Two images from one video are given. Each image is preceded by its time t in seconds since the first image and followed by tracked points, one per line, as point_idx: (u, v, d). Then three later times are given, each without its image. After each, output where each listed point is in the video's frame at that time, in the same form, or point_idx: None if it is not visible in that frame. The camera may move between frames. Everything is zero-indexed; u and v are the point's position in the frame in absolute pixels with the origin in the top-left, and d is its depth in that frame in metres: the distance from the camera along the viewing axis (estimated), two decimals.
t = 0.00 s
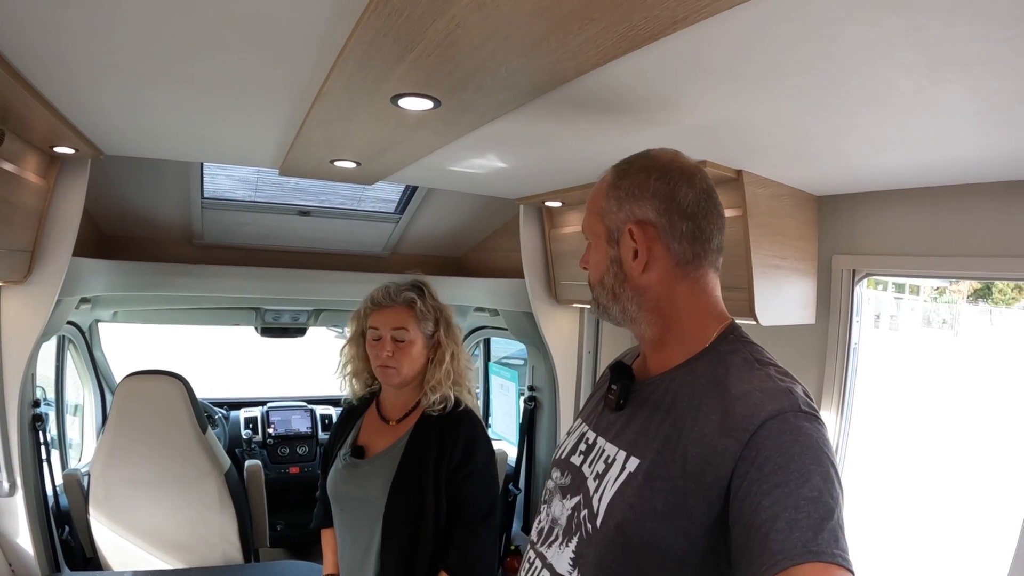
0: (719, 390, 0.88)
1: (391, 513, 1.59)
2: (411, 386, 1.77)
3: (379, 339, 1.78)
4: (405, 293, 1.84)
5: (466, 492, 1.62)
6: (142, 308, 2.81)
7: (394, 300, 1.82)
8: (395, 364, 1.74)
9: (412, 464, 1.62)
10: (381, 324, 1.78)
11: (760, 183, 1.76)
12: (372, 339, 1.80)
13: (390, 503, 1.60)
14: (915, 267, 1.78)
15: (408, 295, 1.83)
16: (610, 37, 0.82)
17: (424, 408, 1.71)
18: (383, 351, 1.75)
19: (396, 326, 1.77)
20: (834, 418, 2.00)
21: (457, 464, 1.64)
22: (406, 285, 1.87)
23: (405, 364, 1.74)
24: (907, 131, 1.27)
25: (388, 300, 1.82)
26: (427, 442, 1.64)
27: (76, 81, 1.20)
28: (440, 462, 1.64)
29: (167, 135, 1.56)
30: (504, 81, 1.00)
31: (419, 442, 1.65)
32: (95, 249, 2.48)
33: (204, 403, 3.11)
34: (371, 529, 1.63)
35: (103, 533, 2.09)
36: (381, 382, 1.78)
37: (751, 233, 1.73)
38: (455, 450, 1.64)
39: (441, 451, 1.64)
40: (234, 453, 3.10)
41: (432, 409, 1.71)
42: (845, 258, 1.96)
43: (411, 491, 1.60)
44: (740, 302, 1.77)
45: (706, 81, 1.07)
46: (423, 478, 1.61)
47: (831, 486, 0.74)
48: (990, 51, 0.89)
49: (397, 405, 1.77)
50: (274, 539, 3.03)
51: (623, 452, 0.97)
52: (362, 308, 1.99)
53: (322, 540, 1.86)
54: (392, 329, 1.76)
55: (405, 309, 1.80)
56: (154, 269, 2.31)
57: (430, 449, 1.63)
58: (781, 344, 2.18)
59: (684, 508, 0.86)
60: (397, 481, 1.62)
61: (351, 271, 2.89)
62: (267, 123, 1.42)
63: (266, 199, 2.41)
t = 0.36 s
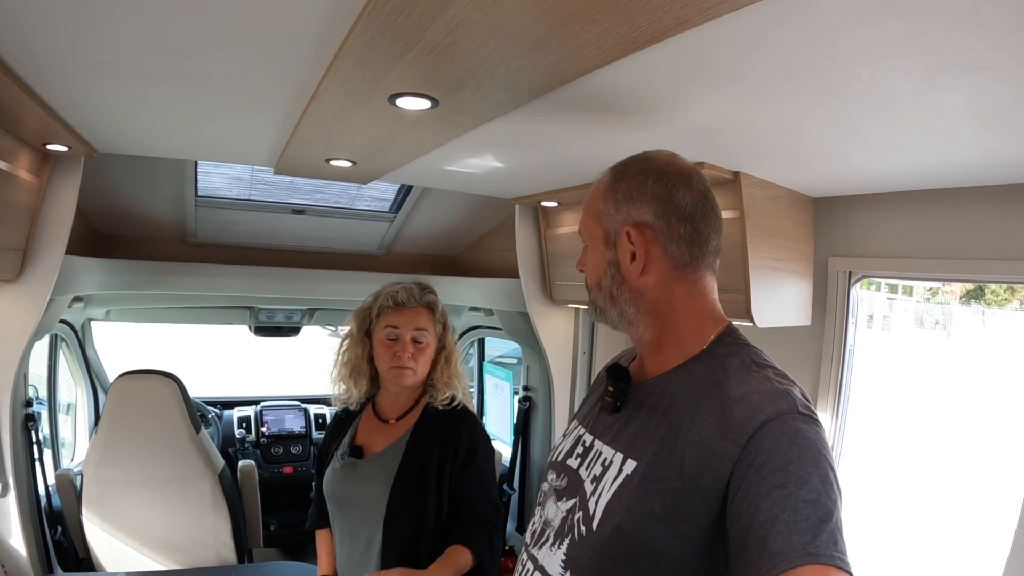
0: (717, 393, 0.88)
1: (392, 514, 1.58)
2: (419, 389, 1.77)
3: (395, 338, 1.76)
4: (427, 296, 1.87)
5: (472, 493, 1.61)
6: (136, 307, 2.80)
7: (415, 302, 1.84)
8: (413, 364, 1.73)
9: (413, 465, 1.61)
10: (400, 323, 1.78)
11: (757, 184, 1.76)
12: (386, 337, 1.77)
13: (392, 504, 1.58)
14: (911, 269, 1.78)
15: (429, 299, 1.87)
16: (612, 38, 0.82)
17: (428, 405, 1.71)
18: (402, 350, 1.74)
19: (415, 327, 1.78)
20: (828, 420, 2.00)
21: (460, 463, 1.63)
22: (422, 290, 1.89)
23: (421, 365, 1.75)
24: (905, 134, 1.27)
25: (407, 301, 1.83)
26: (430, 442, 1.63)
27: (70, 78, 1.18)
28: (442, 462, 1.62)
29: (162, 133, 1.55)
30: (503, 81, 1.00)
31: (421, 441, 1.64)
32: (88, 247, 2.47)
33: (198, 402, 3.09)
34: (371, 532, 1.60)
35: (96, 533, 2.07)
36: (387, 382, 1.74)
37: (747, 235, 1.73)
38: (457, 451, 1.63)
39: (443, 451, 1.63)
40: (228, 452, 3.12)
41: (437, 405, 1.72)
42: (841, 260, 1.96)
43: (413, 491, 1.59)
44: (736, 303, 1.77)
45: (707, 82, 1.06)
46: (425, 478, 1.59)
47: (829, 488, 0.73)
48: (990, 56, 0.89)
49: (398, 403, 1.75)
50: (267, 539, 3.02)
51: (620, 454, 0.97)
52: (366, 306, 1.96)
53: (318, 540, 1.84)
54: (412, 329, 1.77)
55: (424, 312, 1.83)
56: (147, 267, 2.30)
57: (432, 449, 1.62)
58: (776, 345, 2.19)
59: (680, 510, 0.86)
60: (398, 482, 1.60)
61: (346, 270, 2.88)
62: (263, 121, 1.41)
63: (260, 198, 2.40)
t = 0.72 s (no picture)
0: (718, 391, 0.88)
1: (401, 512, 1.56)
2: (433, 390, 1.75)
3: (414, 340, 1.73)
4: (445, 298, 1.84)
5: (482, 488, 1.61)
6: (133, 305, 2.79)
7: (435, 304, 1.81)
8: (431, 368, 1.70)
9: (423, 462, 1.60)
10: (419, 325, 1.75)
11: (756, 184, 1.76)
12: (403, 338, 1.74)
13: (400, 502, 1.57)
14: (909, 269, 1.79)
15: (448, 301, 1.83)
16: (615, 35, 0.82)
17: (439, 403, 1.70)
18: (421, 353, 1.70)
19: (433, 330, 1.76)
20: (828, 419, 2.00)
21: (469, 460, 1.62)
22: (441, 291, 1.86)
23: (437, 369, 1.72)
24: (905, 134, 1.27)
25: (427, 303, 1.79)
26: (439, 439, 1.62)
27: (68, 74, 1.18)
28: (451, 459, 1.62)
29: (160, 130, 1.54)
30: (505, 78, 1.00)
31: (430, 438, 1.63)
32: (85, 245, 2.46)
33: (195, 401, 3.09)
34: (380, 531, 1.59)
35: (92, 533, 2.06)
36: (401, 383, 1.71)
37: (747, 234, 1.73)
38: (466, 450, 1.62)
39: (453, 447, 1.62)
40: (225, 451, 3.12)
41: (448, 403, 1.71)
42: (841, 259, 1.96)
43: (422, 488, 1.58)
44: (736, 303, 1.77)
45: (708, 81, 1.06)
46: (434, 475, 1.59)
47: (832, 486, 0.73)
48: (992, 56, 0.89)
49: (409, 402, 1.73)
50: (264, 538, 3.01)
51: (621, 452, 0.97)
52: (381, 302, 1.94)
53: (319, 540, 1.82)
54: (430, 332, 1.75)
55: (442, 315, 1.80)
56: (145, 265, 2.29)
57: (442, 448, 1.61)
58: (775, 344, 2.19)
59: (681, 508, 0.86)
60: (407, 480, 1.58)
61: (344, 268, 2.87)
62: (263, 118, 1.40)
63: (258, 195, 2.39)
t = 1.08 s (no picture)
0: (722, 393, 0.87)
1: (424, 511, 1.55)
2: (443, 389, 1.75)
3: (427, 337, 1.74)
4: (453, 296, 1.86)
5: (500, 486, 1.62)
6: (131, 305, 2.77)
7: (443, 301, 1.83)
8: (445, 364, 1.71)
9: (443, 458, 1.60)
10: (429, 322, 1.77)
11: (758, 185, 1.75)
12: (416, 335, 1.75)
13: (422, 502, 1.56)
14: (911, 271, 1.78)
15: (456, 298, 1.86)
16: (620, 36, 0.81)
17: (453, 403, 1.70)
18: (435, 349, 1.71)
19: (444, 326, 1.78)
20: (828, 421, 2.00)
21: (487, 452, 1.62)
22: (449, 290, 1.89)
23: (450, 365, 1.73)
24: (908, 136, 1.26)
25: (436, 299, 1.81)
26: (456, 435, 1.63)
27: (66, 73, 1.17)
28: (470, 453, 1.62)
29: (159, 129, 1.53)
30: (507, 79, 0.99)
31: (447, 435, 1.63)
32: (83, 244, 2.44)
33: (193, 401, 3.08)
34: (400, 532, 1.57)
35: (91, 534, 2.05)
36: (414, 382, 1.70)
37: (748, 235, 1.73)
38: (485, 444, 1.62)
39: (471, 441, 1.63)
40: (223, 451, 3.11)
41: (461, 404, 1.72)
42: (842, 261, 1.96)
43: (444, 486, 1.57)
44: (738, 304, 1.76)
45: (712, 82, 1.06)
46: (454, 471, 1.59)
47: (836, 489, 0.72)
48: (998, 59, 0.89)
49: (422, 402, 1.72)
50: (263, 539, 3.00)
51: (623, 454, 0.97)
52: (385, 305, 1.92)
53: (319, 543, 1.79)
54: (442, 328, 1.77)
55: (452, 312, 1.82)
56: (143, 264, 2.27)
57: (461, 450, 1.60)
58: (775, 346, 2.18)
59: (685, 510, 0.85)
60: (428, 479, 1.57)
61: (343, 268, 2.86)
62: (263, 118, 1.39)
63: (257, 194, 2.37)
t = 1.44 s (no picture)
0: (724, 394, 0.87)
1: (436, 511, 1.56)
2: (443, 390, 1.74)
3: (420, 341, 1.72)
4: (448, 295, 1.83)
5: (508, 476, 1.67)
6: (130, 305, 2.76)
7: (437, 302, 1.79)
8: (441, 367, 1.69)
9: (453, 458, 1.61)
10: (422, 325, 1.73)
11: (759, 185, 1.75)
12: (410, 340, 1.72)
13: (433, 501, 1.57)
14: (911, 272, 1.78)
15: (450, 297, 1.82)
16: (624, 35, 0.81)
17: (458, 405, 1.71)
18: (429, 353, 1.69)
19: (439, 327, 1.74)
20: (829, 422, 2.00)
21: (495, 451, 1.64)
22: (443, 288, 1.85)
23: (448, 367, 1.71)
24: (910, 136, 1.26)
25: (428, 301, 1.78)
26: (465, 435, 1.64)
27: (67, 72, 1.16)
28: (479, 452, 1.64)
29: (159, 128, 1.53)
30: (509, 78, 0.99)
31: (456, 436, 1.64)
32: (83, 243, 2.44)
33: (192, 401, 3.07)
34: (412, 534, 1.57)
35: (90, 534, 2.05)
36: (414, 386, 1.69)
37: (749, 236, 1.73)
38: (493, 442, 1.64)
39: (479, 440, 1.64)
40: (223, 450, 3.11)
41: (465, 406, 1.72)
42: (843, 261, 1.96)
43: (454, 484, 1.59)
44: (739, 305, 1.76)
45: (714, 82, 1.05)
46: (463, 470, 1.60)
47: (838, 490, 0.72)
48: (1002, 59, 0.89)
49: (427, 404, 1.72)
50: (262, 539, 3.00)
51: (626, 455, 0.96)
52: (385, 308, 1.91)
53: (320, 544, 1.78)
54: (436, 330, 1.73)
55: (446, 312, 1.78)
56: (143, 264, 2.27)
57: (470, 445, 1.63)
58: (775, 346, 2.18)
59: (688, 511, 0.85)
60: (438, 480, 1.58)
61: (343, 268, 2.86)
62: (263, 117, 1.39)
63: (257, 194, 2.37)
